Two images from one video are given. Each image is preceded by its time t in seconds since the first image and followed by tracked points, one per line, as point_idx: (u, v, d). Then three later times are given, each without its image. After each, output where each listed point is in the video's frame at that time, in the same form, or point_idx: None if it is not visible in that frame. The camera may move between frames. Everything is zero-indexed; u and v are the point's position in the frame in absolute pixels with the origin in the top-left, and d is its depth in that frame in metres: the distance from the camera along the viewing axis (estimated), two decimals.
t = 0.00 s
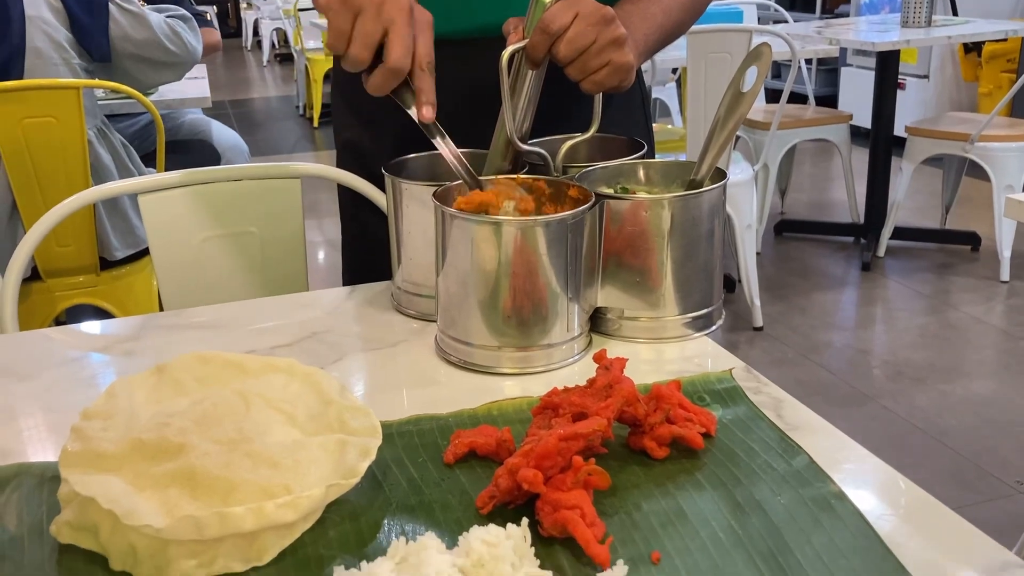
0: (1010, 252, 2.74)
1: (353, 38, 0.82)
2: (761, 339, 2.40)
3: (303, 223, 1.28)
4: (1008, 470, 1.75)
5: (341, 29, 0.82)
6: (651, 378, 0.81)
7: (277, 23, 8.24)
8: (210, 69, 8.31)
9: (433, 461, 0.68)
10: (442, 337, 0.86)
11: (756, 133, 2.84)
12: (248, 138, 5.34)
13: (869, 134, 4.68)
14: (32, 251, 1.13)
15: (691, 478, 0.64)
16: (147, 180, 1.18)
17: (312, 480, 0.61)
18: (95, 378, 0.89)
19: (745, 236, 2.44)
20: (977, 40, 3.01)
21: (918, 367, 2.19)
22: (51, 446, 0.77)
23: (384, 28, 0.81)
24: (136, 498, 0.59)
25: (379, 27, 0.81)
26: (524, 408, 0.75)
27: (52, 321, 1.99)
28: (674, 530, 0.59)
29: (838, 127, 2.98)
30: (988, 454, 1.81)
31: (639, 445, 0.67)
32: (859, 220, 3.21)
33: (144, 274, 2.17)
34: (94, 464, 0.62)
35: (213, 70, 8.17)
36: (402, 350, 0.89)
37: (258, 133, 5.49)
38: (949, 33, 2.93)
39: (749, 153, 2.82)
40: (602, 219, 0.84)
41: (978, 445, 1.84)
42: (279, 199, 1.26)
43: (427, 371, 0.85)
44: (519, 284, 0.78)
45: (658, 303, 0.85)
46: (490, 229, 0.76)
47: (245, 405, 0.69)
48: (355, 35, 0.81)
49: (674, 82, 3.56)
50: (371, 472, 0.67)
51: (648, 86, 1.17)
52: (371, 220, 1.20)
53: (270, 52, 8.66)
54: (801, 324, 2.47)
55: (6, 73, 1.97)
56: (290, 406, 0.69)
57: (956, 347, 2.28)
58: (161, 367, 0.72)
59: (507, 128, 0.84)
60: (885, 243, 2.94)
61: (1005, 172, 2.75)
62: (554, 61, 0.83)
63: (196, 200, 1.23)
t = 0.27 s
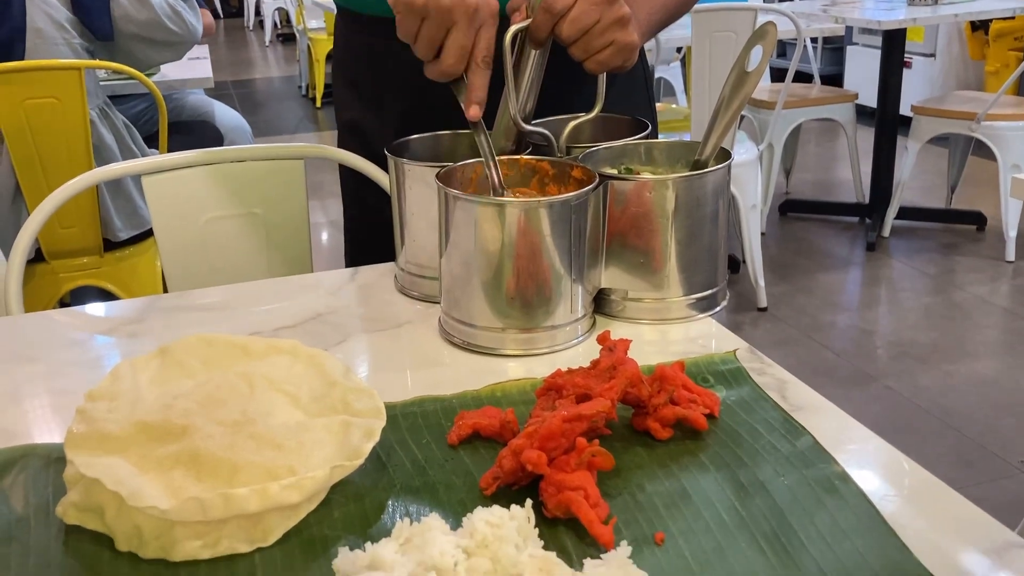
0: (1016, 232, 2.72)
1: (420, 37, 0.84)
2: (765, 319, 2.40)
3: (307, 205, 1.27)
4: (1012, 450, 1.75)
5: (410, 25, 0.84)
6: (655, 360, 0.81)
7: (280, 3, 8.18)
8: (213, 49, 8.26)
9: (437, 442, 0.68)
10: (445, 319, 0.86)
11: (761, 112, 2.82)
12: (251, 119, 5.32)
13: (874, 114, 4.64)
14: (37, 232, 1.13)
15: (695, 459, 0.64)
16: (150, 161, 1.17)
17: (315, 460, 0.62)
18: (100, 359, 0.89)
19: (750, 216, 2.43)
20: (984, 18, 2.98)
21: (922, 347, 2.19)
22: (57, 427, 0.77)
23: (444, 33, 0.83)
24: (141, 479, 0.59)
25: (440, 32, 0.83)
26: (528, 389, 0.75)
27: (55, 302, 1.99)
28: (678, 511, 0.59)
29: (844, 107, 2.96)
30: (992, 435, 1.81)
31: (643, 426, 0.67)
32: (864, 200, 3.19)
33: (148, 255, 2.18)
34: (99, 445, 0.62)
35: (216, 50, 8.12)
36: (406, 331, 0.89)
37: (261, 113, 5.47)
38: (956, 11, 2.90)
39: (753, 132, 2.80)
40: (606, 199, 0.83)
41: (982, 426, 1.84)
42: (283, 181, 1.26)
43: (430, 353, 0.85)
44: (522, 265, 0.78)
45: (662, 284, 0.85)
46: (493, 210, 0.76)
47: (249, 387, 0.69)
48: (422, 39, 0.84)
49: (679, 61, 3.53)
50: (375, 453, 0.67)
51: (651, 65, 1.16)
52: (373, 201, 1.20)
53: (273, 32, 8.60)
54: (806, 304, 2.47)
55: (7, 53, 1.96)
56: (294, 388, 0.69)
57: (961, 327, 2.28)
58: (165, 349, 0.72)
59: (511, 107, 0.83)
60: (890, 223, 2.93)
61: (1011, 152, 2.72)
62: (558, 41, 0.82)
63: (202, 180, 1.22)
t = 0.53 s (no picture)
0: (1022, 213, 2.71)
1: None
2: (769, 302, 2.40)
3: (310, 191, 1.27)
4: (1015, 432, 1.76)
5: None
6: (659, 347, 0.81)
7: None
8: (216, 30, 8.22)
9: (441, 430, 0.69)
10: (449, 306, 0.86)
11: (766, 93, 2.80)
12: (255, 101, 5.30)
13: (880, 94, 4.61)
14: (42, 219, 1.13)
15: (698, 447, 0.65)
16: (155, 148, 1.17)
17: (319, 449, 0.62)
18: (107, 347, 0.90)
19: (754, 198, 2.42)
20: None
21: (927, 329, 2.19)
22: (65, 415, 0.78)
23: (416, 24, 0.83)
24: (148, 468, 0.60)
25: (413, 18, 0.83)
26: (531, 376, 0.75)
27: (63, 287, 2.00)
28: (680, 499, 0.59)
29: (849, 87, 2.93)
30: (995, 417, 1.81)
31: (646, 414, 0.67)
32: (870, 181, 3.18)
33: (154, 239, 2.18)
34: (107, 434, 0.63)
35: (218, 32, 8.08)
36: (410, 318, 0.90)
37: (264, 95, 5.44)
38: None
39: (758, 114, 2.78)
40: (609, 185, 0.83)
41: (986, 408, 1.85)
42: (287, 167, 1.26)
43: (434, 340, 0.85)
44: (525, 252, 0.78)
45: (666, 271, 0.85)
46: (496, 198, 0.76)
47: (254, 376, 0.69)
48: None
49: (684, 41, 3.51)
50: (380, 441, 0.68)
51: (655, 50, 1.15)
52: (377, 186, 1.20)
53: (275, 13, 8.55)
54: (810, 286, 2.47)
55: (10, 35, 1.96)
56: (299, 376, 0.70)
57: (965, 309, 2.27)
58: (170, 338, 0.73)
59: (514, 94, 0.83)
60: (895, 204, 2.92)
61: (1018, 133, 2.70)
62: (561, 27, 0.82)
63: (206, 167, 1.22)
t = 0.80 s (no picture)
0: None
1: None
2: (774, 286, 2.41)
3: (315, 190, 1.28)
4: (1017, 419, 1.76)
5: None
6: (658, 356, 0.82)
7: None
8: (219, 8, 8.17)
9: (442, 443, 0.70)
10: (450, 314, 0.87)
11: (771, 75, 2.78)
12: (259, 81, 5.29)
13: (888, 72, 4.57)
14: (49, 223, 1.14)
15: (694, 462, 0.66)
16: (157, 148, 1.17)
17: (322, 468, 0.63)
18: (116, 353, 0.91)
19: (759, 182, 2.41)
20: None
21: (931, 315, 2.19)
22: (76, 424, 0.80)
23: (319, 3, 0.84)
24: (156, 487, 0.62)
25: None
26: (531, 388, 0.76)
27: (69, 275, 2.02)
28: (675, 517, 0.60)
29: (856, 69, 2.91)
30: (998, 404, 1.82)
31: (643, 428, 0.68)
32: (876, 162, 3.17)
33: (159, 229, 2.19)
34: (115, 452, 0.64)
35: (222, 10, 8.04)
36: (412, 326, 0.91)
37: (268, 75, 5.43)
38: None
39: (764, 96, 2.77)
40: (608, 195, 0.84)
41: (988, 395, 1.85)
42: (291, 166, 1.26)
43: (436, 348, 0.86)
44: (526, 261, 0.79)
45: (666, 278, 0.86)
46: (497, 211, 0.77)
47: (258, 392, 0.71)
48: None
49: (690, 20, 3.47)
50: (382, 456, 0.69)
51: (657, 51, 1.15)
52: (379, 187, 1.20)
53: None
54: (814, 271, 2.47)
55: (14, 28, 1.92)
56: (303, 392, 0.71)
57: (970, 294, 2.27)
58: (177, 354, 0.74)
59: (515, 102, 0.84)
60: (901, 186, 2.91)
61: None
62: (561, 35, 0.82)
63: (210, 167, 1.23)
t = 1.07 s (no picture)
0: None
1: None
2: (780, 270, 2.41)
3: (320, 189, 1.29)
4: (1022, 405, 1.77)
5: None
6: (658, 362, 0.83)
7: None
8: None
9: (444, 453, 0.72)
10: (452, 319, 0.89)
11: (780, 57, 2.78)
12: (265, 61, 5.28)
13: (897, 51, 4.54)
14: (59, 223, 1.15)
15: (689, 472, 0.67)
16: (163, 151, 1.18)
17: (328, 480, 0.65)
18: (127, 358, 0.92)
19: (766, 166, 2.41)
20: None
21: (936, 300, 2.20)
22: (91, 433, 0.80)
23: None
24: (166, 500, 0.63)
25: None
26: (531, 396, 0.78)
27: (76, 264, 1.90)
28: (670, 529, 0.62)
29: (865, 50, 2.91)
30: (1002, 389, 1.83)
31: (640, 439, 0.70)
32: (884, 145, 3.16)
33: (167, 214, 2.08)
34: (126, 466, 0.66)
35: None
36: (415, 331, 0.92)
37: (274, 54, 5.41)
38: None
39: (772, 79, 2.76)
40: (609, 203, 0.85)
41: (993, 380, 1.86)
42: (296, 165, 1.27)
43: (439, 354, 0.88)
44: (527, 271, 0.80)
45: (665, 284, 0.87)
46: (498, 222, 0.78)
47: (263, 405, 0.73)
48: None
49: None
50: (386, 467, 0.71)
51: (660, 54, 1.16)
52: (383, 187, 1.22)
53: None
54: (821, 255, 2.48)
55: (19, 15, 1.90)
56: (308, 405, 0.73)
57: (976, 279, 2.28)
58: (185, 365, 0.76)
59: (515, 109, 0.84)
60: (909, 169, 2.91)
61: None
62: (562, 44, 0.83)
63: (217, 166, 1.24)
